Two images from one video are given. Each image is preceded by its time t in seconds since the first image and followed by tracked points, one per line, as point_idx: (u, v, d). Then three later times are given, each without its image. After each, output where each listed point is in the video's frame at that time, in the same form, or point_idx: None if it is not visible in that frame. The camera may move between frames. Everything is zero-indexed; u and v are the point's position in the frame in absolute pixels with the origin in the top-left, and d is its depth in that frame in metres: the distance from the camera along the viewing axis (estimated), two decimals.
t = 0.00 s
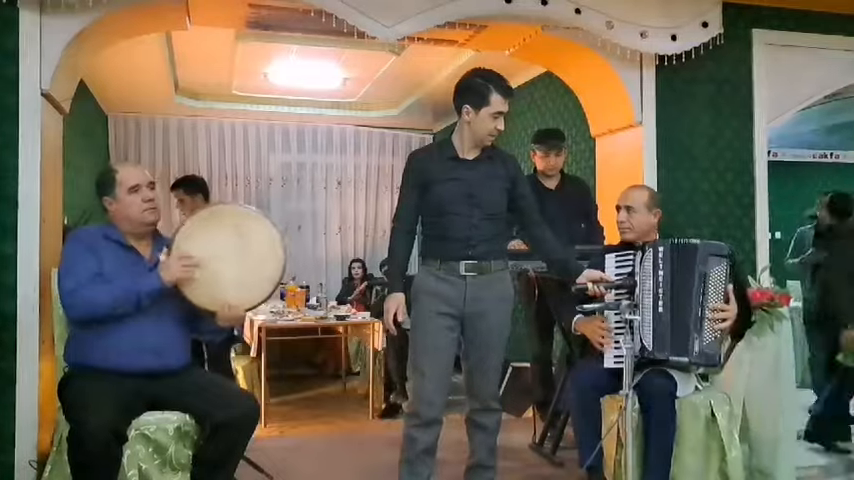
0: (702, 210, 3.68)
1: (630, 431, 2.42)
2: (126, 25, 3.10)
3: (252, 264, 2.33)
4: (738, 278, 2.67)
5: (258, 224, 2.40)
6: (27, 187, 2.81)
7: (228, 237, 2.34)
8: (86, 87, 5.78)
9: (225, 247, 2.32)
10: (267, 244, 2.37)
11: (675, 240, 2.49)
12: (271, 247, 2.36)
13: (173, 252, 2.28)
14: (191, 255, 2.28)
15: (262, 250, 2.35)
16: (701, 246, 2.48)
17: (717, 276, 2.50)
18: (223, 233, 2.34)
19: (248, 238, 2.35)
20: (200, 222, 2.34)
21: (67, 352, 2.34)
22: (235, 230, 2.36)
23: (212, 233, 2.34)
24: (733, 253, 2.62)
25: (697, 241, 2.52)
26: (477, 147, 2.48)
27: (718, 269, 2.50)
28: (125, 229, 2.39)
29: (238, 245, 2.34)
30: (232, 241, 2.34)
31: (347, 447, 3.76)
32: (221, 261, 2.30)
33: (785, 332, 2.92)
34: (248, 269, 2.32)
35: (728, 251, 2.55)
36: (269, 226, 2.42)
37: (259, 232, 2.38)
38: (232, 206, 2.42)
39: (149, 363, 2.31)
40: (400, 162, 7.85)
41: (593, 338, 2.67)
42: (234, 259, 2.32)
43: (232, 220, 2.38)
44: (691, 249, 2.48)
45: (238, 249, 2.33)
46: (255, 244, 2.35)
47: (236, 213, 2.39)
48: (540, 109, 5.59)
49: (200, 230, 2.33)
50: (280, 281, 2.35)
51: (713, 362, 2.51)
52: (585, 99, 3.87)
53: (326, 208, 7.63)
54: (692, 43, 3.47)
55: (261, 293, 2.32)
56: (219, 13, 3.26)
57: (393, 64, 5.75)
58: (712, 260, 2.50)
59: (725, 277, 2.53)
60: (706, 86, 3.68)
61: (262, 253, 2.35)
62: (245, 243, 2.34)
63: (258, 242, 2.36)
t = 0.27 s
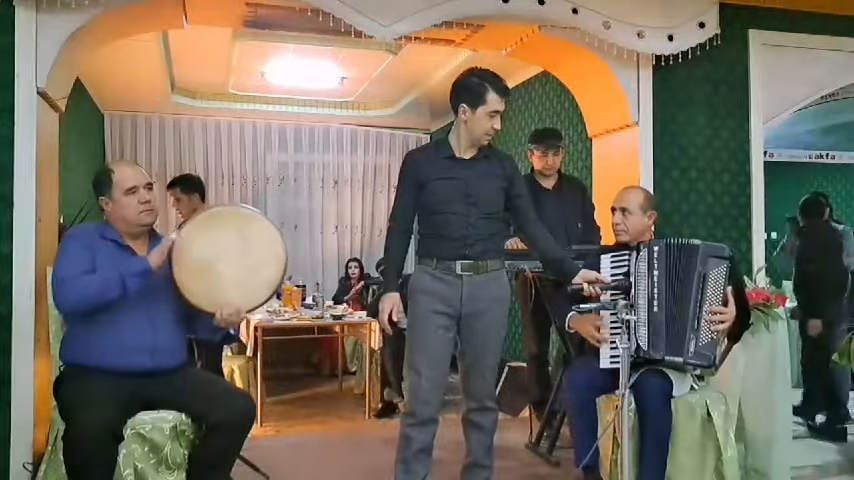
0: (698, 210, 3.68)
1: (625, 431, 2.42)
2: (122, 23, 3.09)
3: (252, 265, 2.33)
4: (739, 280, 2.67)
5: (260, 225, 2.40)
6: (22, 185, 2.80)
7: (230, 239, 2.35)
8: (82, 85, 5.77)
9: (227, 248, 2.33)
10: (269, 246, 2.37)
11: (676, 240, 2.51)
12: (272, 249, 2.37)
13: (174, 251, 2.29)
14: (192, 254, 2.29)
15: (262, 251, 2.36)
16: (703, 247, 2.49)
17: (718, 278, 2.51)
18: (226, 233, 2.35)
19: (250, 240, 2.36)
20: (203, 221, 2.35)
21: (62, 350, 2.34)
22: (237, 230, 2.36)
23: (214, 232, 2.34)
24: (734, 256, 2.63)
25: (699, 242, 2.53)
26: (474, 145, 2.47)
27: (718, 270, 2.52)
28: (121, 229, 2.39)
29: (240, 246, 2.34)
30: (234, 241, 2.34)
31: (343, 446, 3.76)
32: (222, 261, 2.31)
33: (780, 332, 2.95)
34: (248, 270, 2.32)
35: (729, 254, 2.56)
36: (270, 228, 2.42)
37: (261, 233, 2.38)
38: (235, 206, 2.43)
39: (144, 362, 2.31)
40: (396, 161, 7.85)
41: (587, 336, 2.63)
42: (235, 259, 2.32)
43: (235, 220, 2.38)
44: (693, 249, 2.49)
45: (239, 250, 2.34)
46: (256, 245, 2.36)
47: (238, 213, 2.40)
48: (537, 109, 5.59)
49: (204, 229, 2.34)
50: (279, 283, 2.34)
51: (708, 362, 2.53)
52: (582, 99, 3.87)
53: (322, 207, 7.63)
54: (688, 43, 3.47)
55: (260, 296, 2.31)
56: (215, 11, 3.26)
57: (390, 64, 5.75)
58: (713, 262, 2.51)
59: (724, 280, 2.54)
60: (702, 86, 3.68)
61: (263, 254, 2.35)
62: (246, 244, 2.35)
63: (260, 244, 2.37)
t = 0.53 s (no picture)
0: (698, 210, 3.69)
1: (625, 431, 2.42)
2: (121, 23, 3.09)
3: (254, 264, 2.34)
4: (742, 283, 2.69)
5: (261, 223, 2.40)
6: (22, 185, 2.80)
7: (231, 238, 2.34)
8: (82, 85, 5.77)
9: (228, 247, 2.33)
10: (271, 244, 2.38)
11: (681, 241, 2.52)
12: (274, 247, 2.38)
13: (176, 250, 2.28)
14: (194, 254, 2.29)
15: (264, 250, 2.36)
16: (707, 249, 2.50)
17: (721, 280, 2.52)
18: (227, 232, 2.35)
19: (251, 239, 2.36)
20: (205, 220, 2.35)
21: (62, 350, 2.34)
22: (239, 229, 2.36)
23: (216, 231, 2.34)
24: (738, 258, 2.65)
25: (704, 244, 2.54)
26: (473, 145, 2.47)
27: (722, 273, 2.52)
28: (120, 228, 2.38)
29: (242, 244, 2.35)
30: (236, 240, 2.35)
31: (343, 446, 3.76)
32: (224, 261, 2.31)
33: (779, 333, 2.95)
34: (251, 268, 2.33)
35: (733, 257, 2.56)
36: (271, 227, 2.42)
37: (262, 232, 2.39)
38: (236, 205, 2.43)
39: (143, 362, 2.31)
40: (396, 160, 7.85)
41: (587, 340, 2.66)
42: (237, 258, 2.33)
43: (235, 219, 2.38)
44: (698, 250, 2.50)
45: (241, 249, 2.34)
46: (257, 244, 2.36)
47: (239, 212, 2.40)
48: (536, 108, 5.60)
49: (205, 228, 2.34)
50: (282, 282, 2.35)
51: (707, 363, 2.54)
52: (581, 98, 3.88)
53: (322, 207, 7.63)
54: (688, 42, 3.48)
55: (263, 293, 2.32)
56: (215, 11, 3.26)
57: (389, 63, 5.75)
58: (717, 264, 2.51)
59: (728, 283, 2.55)
60: (701, 86, 3.68)
61: (265, 253, 2.36)
62: (248, 243, 2.35)
63: (261, 242, 2.37)
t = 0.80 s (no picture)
0: (699, 209, 3.65)
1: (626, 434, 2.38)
2: (115, 19, 3.04)
3: (240, 263, 2.29)
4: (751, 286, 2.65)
5: (247, 222, 2.36)
6: (15, 184, 2.76)
7: (216, 237, 2.30)
8: (76, 83, 5.72)
9: (214, 246, 2.29)
10: (257, 243, 2.33)
11: (689, 242, 2.48)
12: (260, 246, 2.33)
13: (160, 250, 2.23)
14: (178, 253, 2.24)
15: (250, 249, 2.32)
16: (717, 251, 2.46)
17: (728, 283, 2.49)
18: (212, 231, 2.30)
19: (236, 237, 2.32)
20: (189, 218, 2.30)
21: (55, 352, 2.30)
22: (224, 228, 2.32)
23: (201, 230, 2.30)
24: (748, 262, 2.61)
25: (714, 246, 2.50)
26: (472, 144, 2.43)
27: (730, 276, 2.49)
28: (112, 228, 2.34)
29: (227, 244, 2.30)
30: (221, 239, 2.30)
31: (340, 448, 3.72)
32: (209, 260, 2.27)
33: (783, 333, 2.92)
34: (237, 268, 2.28)
35: (743, 260, 2.53)
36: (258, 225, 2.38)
37: (248, 231, 2.34)
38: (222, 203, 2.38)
39: (137, 364, 2.27)
40: (394, 158, 7.79)
41: (590, 334, 2.60)
42: (222, 257, 2.28)
43: (220, 217, 2.33)
44: (707, 252, 2.47)
45: (226, 248, 2.30)
46: (243, 243, 2.32)
47: (224, 210, 2.35)
48: (536, 106, 5.56)
49: (190, 226, 2.29)
50: (268, 281, 2.31)
51: (710, 366, 2.51)
52: (581, 96, 3.84)
53: (319, 205, 7.58)
54: (689, 40, 3.44)
55: (249, 293, 2.27)
56: (210, 7, 3.21)
57: (386, 61, 5.70)
58: (725, 267, 2.48)
59: (734, 285, 2.51)
60: (703, 83, 3.65)
61: (251, 251, 2.32)
62: (233, 242, 2.31)
63: (247, 241, 2.33)
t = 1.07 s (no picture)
0: (697, 208, 3.67)
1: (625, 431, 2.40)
2: (117, 21, 3.06)
3: (248, 258, 2.30)
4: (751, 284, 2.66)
5: (257, 218, 2.38)
6: (18, 185, 2.77)
7: (226, 232, 2.32)
8: (77, 84, 5.73)
9: (223, 241, 2.30)
10: (266, 238, 2.35)
11: (688, 242, 2.50)
12: (269, 241, 2.35)
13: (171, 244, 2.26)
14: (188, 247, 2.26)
15: (259, 244, 2.34)
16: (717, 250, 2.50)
17: (729, 282, 2.51)
18: (222, 225, 2.33)
19: (245, 233, 2.34)
20: (200, 213, 2.32)
21: (57, 351, 2.32)
22: (234, 223, 2.34)
23: (211, 224, 2.32)
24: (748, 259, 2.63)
25: (714, 245, 2.53)
26: (472, 144, 2.45)
27: (730, 275, 2.51)
28: (113, 228, 2.36)
29: (237, 238, 2.32)
30: (231, 233, 2.32)
31: (341, 446, 3.74)
32: (218, 254, 2.28)
33: (781, 333, 2.94)
34: (246, 261, 2.30)
35: (743, 258, 2.55)
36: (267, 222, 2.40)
37: (258, 226, 2.36)
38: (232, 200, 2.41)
39: (139, 362, 2.29)
40: (394, 159, 7.81)
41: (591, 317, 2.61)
42: (231, 251, 2.30)
43: (231, 213, 2.36)
44: (706, 250, 2.50)
45: (235, 243, 2.31)
46: (253, 237, 2.34)
47: (235, 206, 2.38)
48: (535, 106, 5.58)
49: (200, 221, 2.31)
50: (276, 277, 2.31)
51: (710, 364, 2.53)
52: (580, 96, 3.86)
53: (319, 206, 7.60)
54: (688, 40, 3.45)
55: (255, 288, 2.28)
56: (211, 8, 3.23)
57: (386, 62, 5.72)
58: (725, 266, 2.51)
59: (734, 284, 2.53)
60: (701, 84, 3.67)
61: (260, 246, 2.33)
62: (243, 236, 2.33)
63: (256, 237, 2.34)
